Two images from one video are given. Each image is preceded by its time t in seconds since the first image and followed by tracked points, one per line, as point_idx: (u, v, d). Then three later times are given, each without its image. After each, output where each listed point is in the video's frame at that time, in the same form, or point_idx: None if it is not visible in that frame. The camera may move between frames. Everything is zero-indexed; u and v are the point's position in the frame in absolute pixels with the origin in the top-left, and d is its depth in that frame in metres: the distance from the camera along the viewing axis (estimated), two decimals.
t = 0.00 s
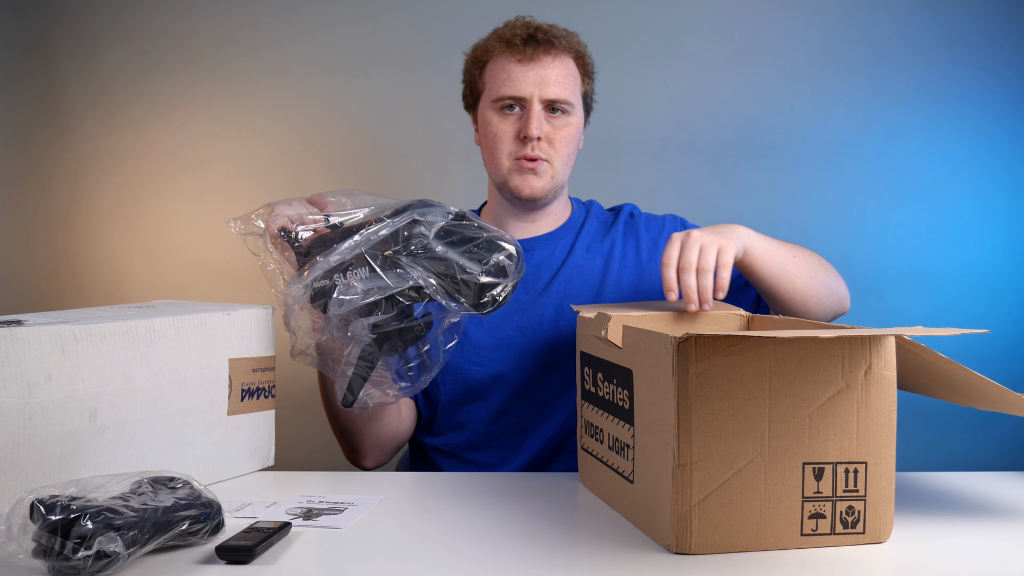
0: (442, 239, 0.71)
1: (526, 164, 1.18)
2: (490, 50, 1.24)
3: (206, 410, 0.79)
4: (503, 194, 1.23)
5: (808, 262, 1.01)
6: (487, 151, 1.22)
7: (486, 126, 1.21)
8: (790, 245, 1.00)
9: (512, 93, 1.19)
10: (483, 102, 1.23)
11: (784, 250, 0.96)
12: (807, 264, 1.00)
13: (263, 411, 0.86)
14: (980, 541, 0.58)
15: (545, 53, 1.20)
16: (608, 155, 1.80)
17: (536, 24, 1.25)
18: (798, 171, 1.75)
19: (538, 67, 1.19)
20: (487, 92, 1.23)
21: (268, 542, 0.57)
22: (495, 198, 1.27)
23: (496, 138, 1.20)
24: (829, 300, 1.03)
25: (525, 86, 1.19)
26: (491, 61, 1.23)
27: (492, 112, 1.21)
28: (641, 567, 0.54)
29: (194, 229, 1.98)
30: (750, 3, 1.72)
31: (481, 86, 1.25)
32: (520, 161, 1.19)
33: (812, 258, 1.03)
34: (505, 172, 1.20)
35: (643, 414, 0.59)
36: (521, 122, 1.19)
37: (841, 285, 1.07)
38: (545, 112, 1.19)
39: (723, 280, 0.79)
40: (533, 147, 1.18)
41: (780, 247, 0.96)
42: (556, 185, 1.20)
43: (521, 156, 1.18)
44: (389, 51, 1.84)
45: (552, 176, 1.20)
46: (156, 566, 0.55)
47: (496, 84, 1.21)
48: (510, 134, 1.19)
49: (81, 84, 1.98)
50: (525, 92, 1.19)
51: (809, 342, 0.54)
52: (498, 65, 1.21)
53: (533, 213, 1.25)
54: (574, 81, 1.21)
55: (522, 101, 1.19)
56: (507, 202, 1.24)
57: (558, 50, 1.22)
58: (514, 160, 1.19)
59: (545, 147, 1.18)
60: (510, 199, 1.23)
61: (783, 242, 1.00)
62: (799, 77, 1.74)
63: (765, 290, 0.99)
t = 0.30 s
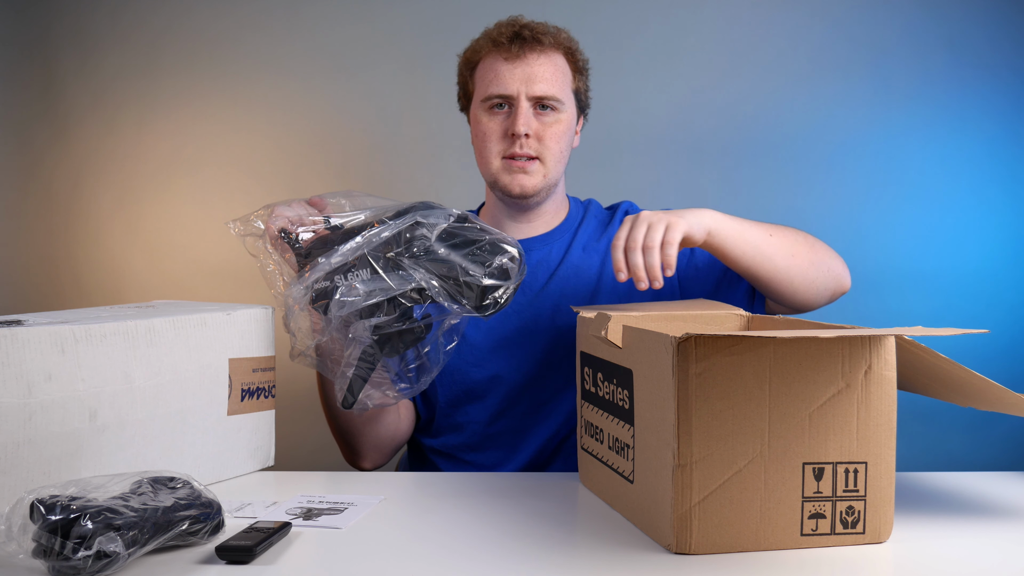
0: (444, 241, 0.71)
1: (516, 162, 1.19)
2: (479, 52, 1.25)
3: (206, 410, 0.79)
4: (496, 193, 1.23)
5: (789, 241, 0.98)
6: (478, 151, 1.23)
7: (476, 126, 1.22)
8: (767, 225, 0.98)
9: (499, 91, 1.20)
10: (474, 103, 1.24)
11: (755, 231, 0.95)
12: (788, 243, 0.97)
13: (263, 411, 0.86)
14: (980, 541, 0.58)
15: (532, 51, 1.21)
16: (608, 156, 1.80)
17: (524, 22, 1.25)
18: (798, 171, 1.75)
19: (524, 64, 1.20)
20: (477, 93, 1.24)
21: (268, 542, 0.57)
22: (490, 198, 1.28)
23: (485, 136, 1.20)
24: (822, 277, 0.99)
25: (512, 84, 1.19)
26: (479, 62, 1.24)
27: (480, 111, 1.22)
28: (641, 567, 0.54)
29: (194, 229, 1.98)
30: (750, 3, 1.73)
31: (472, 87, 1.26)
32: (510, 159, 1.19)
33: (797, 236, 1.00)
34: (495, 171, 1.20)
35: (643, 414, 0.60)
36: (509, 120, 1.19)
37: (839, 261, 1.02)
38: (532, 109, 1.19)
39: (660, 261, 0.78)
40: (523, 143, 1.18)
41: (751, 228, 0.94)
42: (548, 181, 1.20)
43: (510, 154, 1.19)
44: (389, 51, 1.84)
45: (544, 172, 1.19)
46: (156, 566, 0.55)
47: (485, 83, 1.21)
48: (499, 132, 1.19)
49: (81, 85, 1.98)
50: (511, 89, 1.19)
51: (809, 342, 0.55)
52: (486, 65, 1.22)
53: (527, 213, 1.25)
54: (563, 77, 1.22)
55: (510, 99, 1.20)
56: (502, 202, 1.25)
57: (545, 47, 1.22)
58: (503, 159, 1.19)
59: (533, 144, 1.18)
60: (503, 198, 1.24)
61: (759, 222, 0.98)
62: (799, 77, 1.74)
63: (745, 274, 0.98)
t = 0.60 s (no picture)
0: (438, 247, 0.71)
1: (506, 163, 1.19)
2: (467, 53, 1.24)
3: (206, 410, 0.79)
4: (488, 195, 1.23)
5: (772, 254, 0.98)
6: (468, 153, 1.23)
7: (465, 128, 1.22)
8: (748, 241, 0.98)
9: (486, 93, 1.20)
10: (463, 105, 1.24)
11: (737, 251, 0.95)
12: (772, 257, 0.98)
13: (263, 411, 0.87)
14: (981, 541, 0.58)
15: (519, 51, 1.20)
16: (608, 156, 1.80)
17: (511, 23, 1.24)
18: (798, 171, 1.75)
19: (510, 65, 1.19)
20: (465, 95, 1.24)
21: (268, 542, 0.57)
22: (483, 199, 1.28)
23: (474, 138, 1.21)
24: (809, 286, 1.00)
25: (499, 85, 1.19)
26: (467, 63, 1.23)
27: (469, 113, 1.22)
28: (641, 567, 0.54)
29: (194, 229, 1.98)
30: (750, 3, 1.73)
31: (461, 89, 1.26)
32: (500, 160, 1.19)
33: (780, 248, 1.00)
34: (486, 173, 1.21)
35: (643, 414, 0.59)
36: (497, 122, 1.20)
37: (825, 267, 1.03)
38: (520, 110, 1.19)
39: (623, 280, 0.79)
40: (512, 145, 1.18)
41: (732, 248, 0.95)
42: (539, 181, 1.20)
43: (500, 156, 1.19)
44: (389, 52, 1.84)
45: (535, 172, 1.20)
46: (156, 566, 0.55)
47: (472, 85, 1.21)
48: (488, 134, 1.20)
49: (81, 85, 1.98)
50: (498, 91, 1.19)
51: (809, 342, 0.55)
52: (473, 66, 1.22)
53: (521, 214, 1.25)
54: (550, 76, 1.21)
55: (498, 101, 1.20)
56: (494, 203, 1.25)
57: (533, 47, 1.21)
58: (493, 160, 1.19)
59: (522, 145, 1.19)
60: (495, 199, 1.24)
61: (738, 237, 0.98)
62: (799, 78, 1.74)
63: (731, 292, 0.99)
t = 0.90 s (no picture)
0: (443, 224, 0.70)
1: (491, 172, 1.23)
2: (457, 67, 1.27)
3: (207, 410, 0.79)
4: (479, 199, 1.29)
5: (728, 224, 0.88)
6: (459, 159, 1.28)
7: (454, 136, 1.26)
8: (704, 209, 0.88)
9: (469, 103, 1.20)
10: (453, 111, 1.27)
11: (687, 220, 0.85)
12: (728, 227, 0.88)
13: (263, 411, 0.87)
14: (981, 541, 0.58)
15: (500, 59, 1.19)
16: (607, 156, 1.80)
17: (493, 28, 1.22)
18: (798, 171, 1.75)
19: (491, 73, 1.19)
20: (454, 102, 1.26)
21: (268, 542, 0.57)
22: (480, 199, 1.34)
23: (461, 147, 1.24)
24: (771, 258, 0.90)
25: (480, 95, 1.19)
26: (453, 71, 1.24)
27: (456, 122, 1.25)
28: (640, 567, 0.54)
29: (194, 229, 1.98)
30: (750, 3, 1.73)
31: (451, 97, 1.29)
32: (485, 169, 1.23)
33: (739, 218, 0.90)
34: (474, 180, 1.26)
35: (643, 414, 0.59)
36: (480, 131, 1.22)
37: (790, 238, 0.92)
38: (503, 119, 1.20)
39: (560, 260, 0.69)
40: (494, 154, 1.21)
41: (682, 218, 0.85)
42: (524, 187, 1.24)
43: (484, 165, 1.23)
44: (389, 52, 1.84)
45: (519, 179, 1.23)
46: (155, 566, 0.55)
47: (458, 94, 1.23)
48: (473, 144, 1.22)
49: (81, 85, 1.98)
50: (479, 101, 1.19)
51: (809, 342, 0.55)
52: (458, 75, 1.22)
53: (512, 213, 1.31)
54: (533, 82, 1.20)
55: (481, 111, 1.21)
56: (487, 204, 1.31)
57: (514, 53, 1.20)
58: (479, 169, 1.24)
59: (505, 154, 1.21)
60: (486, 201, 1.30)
61: (694, 204, 0.88)
62: (799, 78, 1.74)
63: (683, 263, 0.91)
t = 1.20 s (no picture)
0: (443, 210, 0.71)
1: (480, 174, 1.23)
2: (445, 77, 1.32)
3: (207, 410, 0.79)
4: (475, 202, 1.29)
5: (711, 203, 0.87)
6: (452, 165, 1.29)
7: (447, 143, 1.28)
8: (688, 187, 0.87)
9: (454, 110, 1.22)
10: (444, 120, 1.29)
11: (670, 197, 0.84)
12: (710, 206, 0.87)
13: (263, 411, 0.87)
14: (980, 541, 0.58)
15: (480, 63, 1.20)
16: (607, 156, 1.80)
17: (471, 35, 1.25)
18: (798, 171, 1.75)
19: (471, 77, 1.20)
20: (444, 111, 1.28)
21: (268, 542, 0.57)
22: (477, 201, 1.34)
23: (451, 154, 1.26)
24: (750, 239, 0.90)
25: (462, 100, 1.21)
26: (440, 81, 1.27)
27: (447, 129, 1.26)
28: (640, 567, 0.54)
29: (194, 229, 1.98)
30: (750, 3, 1.73)
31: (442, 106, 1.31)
32: (475, 172, 1.23)
33: (721, 197, 0.89)
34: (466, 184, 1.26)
35: (643, 414, 0.59)
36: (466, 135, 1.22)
37: (768, 221, 0.92)
38: (488, 120, 1.21)
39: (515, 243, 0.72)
40: (481, 156, 1.21)
41: (664, 195, 0.83)
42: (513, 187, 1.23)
43: (474, 168, 1.23)
44: (389, 52, 1.84)
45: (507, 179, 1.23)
46: (155, 566, 0.55)
47: (446, 103, 1.25)
48: (461, 148, 1.24)
49: (81, 84, 1.98)
50: (462, 106, 1.21)
51: (809, 342, 0.55)
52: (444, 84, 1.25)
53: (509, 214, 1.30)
54: (514, 82, 1.20)
55: (466, 115, 1.22)
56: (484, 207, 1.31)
57: (493, 56, 1.21)
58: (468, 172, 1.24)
59: (492, 155, 1.21)
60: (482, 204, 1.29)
61: (678, 182, 0.87)
62: (799, 78, 1.74)
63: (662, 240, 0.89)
